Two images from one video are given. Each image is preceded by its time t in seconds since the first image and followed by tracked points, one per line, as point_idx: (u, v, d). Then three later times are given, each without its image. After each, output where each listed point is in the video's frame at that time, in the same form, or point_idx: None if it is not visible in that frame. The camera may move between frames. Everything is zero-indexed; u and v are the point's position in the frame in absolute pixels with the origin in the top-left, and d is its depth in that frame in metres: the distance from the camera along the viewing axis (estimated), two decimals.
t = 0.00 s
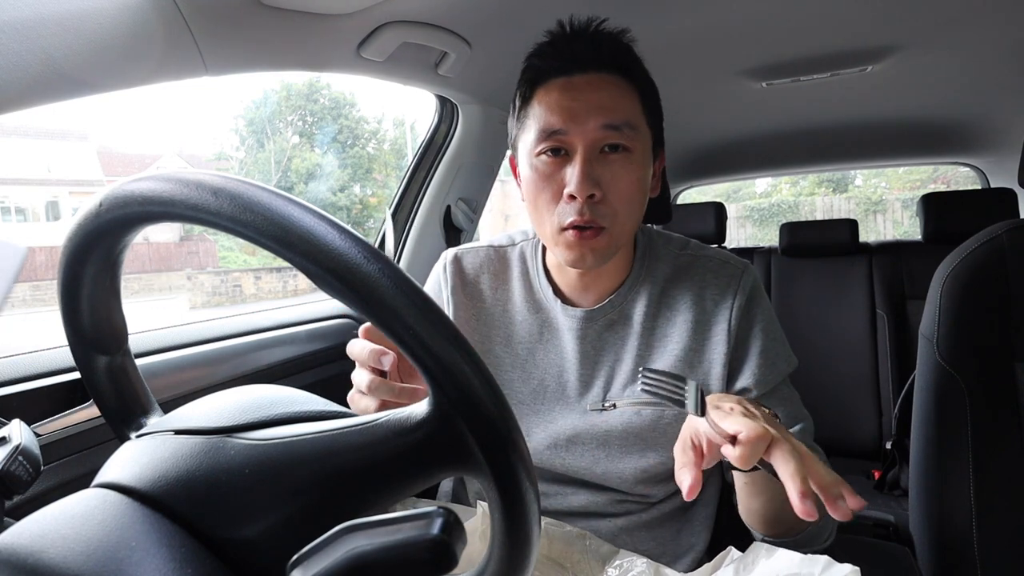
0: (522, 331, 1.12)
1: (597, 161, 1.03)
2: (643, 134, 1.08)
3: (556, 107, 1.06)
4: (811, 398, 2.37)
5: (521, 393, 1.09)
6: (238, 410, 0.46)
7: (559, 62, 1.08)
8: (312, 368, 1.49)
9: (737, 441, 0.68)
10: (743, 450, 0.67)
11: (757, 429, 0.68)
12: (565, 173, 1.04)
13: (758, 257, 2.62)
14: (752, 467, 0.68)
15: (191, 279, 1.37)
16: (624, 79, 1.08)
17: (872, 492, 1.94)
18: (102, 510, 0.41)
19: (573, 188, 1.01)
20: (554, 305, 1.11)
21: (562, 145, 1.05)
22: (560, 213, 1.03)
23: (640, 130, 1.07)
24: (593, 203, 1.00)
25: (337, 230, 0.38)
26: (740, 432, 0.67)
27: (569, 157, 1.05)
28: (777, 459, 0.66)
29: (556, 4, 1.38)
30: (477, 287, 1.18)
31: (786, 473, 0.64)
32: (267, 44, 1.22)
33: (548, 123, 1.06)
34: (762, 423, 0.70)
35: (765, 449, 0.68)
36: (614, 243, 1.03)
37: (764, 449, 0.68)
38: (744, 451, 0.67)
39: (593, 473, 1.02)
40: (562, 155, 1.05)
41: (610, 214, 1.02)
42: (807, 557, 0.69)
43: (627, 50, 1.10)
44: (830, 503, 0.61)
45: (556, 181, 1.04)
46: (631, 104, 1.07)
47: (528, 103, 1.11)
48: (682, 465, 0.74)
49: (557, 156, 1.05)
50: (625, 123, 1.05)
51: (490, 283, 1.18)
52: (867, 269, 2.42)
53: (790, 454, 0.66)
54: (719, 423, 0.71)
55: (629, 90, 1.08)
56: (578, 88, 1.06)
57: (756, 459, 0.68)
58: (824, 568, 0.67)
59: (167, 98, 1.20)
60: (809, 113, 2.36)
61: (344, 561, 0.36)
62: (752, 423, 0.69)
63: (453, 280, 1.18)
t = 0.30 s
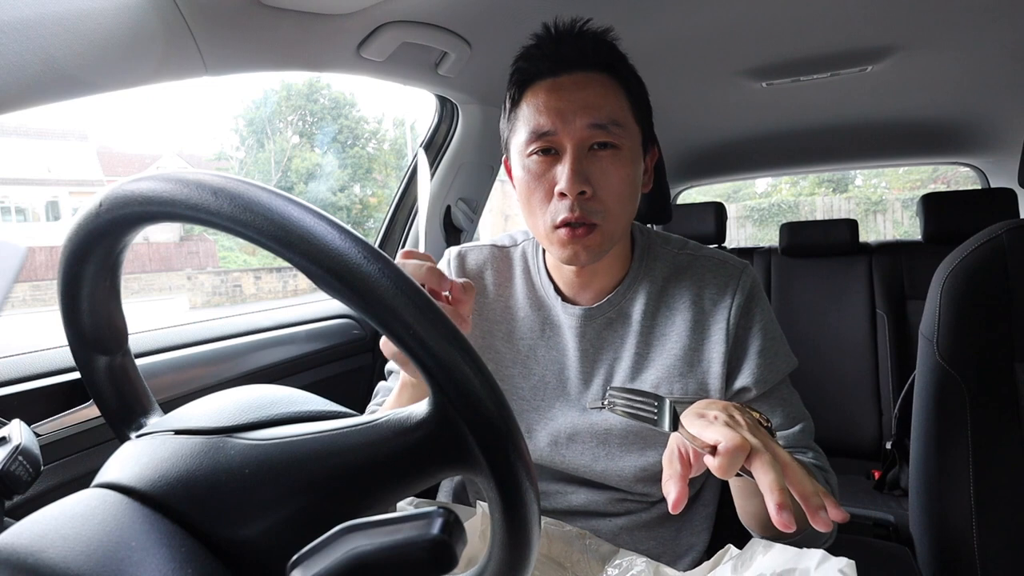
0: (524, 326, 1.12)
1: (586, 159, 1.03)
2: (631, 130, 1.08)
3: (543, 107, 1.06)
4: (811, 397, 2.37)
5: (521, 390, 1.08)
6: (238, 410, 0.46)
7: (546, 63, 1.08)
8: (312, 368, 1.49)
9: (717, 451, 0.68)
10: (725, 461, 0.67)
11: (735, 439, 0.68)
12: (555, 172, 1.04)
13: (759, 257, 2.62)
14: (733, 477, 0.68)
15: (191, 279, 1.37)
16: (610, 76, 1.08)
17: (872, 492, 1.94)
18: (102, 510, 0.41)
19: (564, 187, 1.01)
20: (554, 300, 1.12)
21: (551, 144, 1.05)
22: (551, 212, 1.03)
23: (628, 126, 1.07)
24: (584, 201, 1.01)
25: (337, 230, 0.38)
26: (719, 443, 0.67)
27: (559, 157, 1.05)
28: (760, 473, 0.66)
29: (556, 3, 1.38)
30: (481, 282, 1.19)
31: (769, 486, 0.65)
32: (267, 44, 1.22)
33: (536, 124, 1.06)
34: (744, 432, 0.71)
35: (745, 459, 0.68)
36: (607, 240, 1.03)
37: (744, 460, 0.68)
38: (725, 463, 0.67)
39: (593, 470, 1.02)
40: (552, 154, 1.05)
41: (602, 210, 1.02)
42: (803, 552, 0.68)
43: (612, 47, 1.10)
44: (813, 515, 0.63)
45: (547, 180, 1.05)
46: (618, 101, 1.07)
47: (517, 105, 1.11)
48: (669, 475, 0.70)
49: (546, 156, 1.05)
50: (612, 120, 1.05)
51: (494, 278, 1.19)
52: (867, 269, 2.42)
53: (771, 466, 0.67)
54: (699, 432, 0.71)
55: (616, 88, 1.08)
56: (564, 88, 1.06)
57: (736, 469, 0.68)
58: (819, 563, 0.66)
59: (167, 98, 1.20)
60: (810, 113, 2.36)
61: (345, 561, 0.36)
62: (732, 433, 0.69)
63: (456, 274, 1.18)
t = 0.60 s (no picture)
0: (523, 328, 1.12)
1: (591, 157, 1.03)
2: (634, 128, 1.08)
3: (547, 106, 1.06)
4: (811, 397, 2.37)
5: (521, 391, 1.08)
6: (238, 410, 0.46)
7: (550, 61, 1.08)
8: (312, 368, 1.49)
9: (716, 457, 0.67)
10: (724, 468, 0.66)
11: (735, 445, 0.67)
12: (559, 170, 1.04)
13: (758, 257, 2.62)
14: (732, 482, 0.67)
15: (191, 279, 1.37)
16: (614, 75, 1.08)
17: (872, 492, 1.94)
18: (102, 510, 0.41)
19: (568, 185, 1.01)
20: (553, 300, 1.12)
21: (555, 143, 1.05)
22: (555, 210, 1.03)
23: (631, 125, 1.07)
24: (588, 198, 1.00)
25: (337, 230, 0.38)
26: (719, 448, 0.67)
27: (563, 155, 1.05)
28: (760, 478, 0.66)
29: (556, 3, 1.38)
30: (479, 285, 1.18)
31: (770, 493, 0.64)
32: (267, 44, 1.22)
33: (540, 123, 1.06)
34: (744, 436, 0.70)
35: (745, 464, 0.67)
36: (611, 238, 1.03)
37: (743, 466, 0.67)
38: (724, 470, 0.67)
39: (592, 472, 1.02)
40: (556, 153, 1.05)
41: (606, 208, 1.02)
42: (805, 554, 0.69)
43: (615, 46, 1.10)
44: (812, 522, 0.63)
45: (550, 178, 1.05)
46: (622, 100, 1.07)
47: (520, 104, 1.11)
48: (670, 478, 0.70)
49: (550, 154, 1.05)
50: (617, 118, 1.05)
51: (493, 280, 1.19)
52: (867, 269, 2.42)
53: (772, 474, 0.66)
54: (700, 436, 0.71)
55: (620, 87, 1.08)
56: (569, 86, 1.06)
57: (735, 474, 0.67)
58: (820, 566, 0.67)
59: (167, 98, 1.20)
60: (810, 113, 2.36)
61: (345, 561, 0.36)
62: (731, 437, 0.68)
63: (456, 276, 1.17)
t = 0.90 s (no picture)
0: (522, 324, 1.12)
1: (574, 152, 1.03)
2: (617, 122, 1.08)
3: (529, 105, 1.07)
4: (811, 397, 2.37)
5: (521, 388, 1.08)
6: (238, 410, 0.46)
7: (530, 63, 1.09)
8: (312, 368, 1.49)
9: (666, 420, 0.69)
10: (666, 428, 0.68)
11: (685, 411, 0.68)
12: (544, 167, 1.04)
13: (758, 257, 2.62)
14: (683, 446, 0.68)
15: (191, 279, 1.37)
16: (595, 73, 1.09)
17: (872, 492, 1.94)
18: (102, 510, 0.41)
19: (551, 180, 1.01)
20: (552, 298, 1.13)
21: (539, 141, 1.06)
22: (543, 207, 1.03)
23: (614, 119, 1.07)
24: (572, 192, 1.00)
25: (337, 230, 0.38)
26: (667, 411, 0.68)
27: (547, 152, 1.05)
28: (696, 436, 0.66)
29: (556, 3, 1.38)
30: (480, 282, 1.18)
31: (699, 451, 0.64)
32: (267, 44, 1.22)
33: (523, 122, 1.07)
34: (700, 403, 0.69)
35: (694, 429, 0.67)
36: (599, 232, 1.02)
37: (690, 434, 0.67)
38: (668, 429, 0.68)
39: (592, 468, 1.02)
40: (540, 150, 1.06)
41: (592, 201, 1.02)
42: (808, 556, 0.69)
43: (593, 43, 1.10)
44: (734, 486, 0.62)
45: (535, 175, 1.05)
46: (602, 95, 1.07)
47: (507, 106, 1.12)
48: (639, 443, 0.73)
49: (534, 152, 1.05)
50: (596, 112, 1.05)
51: (493, 278, 1.18)
52: (867, 269, 2.42)
53: (714, 437, 0.65)
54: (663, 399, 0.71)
55: (601, 83, 1.08)
56: (550, 86, 1.07)
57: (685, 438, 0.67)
58: (824, 569, 0.67)
59: (167, 98, 1.20)
60: (810, 113, 2.36)
61: (345, 561, 0.36)
62: (684, 403, 0.69)
63: (457, 272, 1.18)
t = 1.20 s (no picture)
0: (523, 324, 1.12)
1: (571, 153, 1.04)
2: (613, 120, 1.08)
3: (526, 106, 1.07)
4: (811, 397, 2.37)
5: (522, 387, 1.08)
6: (238, 410, 0.46)
7: (525, 64, 1.09)
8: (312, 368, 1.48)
9: (775, 405, 0.68)
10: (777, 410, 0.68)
11: (797, 396, 0.68)
12: (542, 168, 1.05)
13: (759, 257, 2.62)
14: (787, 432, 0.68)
15: (191, 279, 1.37)
16: (589, 72, 1.08)
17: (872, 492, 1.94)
18: (102, 510, 0.41)
19: (550, 181, 1.01)
20: (554, 296, 1.12)
21: (537, 142, 1.06)
22: (541, 206, 1.03)
23: (610, 118, 1.07)
24: (571, 192, 1.01)
25: (337, 230, 0.38)
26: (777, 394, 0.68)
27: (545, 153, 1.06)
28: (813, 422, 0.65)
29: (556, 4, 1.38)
30: (480, 282, 1.18)
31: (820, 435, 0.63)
32: (267, 44, 1.22)
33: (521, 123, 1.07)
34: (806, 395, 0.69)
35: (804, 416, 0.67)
36: (600, 230, 1.03)
37: (803, 416, 0.67)
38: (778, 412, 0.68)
39: (592, 467, 1.02)
40: (539, 151, 1.06)
41: (591, 201, 1.02)
42: (807, 555, 0.69)
43: (587, 43, 1.09)
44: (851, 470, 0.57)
45: (535, 177, 1.05)
46: (598, 94, 1.07)
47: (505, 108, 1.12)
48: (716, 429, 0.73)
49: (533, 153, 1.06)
50: (592, 112, 1.05)
51: (494, 278, 1.19)
52: (867, 269, 2.42)
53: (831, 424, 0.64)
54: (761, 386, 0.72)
55: (596, 82, 1.08)
56: (546, 86, 1.07)
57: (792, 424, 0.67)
58: (822, 567, 0.67)
59: (167, 98, 1.20)
60: (810, 113, 2.36)
61: (345, 561, 0.36)
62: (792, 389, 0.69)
63: (457, 273, 1.18)
